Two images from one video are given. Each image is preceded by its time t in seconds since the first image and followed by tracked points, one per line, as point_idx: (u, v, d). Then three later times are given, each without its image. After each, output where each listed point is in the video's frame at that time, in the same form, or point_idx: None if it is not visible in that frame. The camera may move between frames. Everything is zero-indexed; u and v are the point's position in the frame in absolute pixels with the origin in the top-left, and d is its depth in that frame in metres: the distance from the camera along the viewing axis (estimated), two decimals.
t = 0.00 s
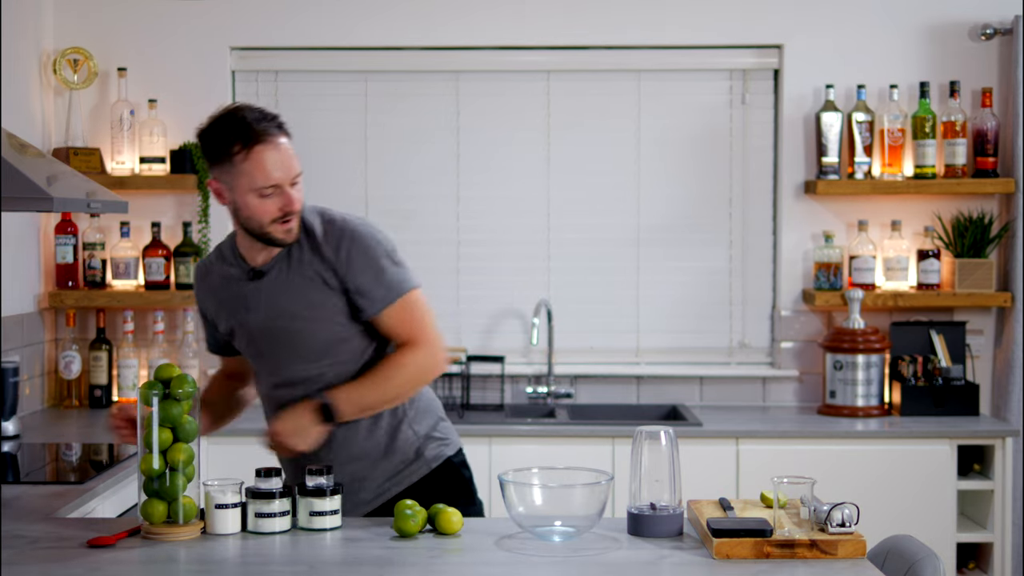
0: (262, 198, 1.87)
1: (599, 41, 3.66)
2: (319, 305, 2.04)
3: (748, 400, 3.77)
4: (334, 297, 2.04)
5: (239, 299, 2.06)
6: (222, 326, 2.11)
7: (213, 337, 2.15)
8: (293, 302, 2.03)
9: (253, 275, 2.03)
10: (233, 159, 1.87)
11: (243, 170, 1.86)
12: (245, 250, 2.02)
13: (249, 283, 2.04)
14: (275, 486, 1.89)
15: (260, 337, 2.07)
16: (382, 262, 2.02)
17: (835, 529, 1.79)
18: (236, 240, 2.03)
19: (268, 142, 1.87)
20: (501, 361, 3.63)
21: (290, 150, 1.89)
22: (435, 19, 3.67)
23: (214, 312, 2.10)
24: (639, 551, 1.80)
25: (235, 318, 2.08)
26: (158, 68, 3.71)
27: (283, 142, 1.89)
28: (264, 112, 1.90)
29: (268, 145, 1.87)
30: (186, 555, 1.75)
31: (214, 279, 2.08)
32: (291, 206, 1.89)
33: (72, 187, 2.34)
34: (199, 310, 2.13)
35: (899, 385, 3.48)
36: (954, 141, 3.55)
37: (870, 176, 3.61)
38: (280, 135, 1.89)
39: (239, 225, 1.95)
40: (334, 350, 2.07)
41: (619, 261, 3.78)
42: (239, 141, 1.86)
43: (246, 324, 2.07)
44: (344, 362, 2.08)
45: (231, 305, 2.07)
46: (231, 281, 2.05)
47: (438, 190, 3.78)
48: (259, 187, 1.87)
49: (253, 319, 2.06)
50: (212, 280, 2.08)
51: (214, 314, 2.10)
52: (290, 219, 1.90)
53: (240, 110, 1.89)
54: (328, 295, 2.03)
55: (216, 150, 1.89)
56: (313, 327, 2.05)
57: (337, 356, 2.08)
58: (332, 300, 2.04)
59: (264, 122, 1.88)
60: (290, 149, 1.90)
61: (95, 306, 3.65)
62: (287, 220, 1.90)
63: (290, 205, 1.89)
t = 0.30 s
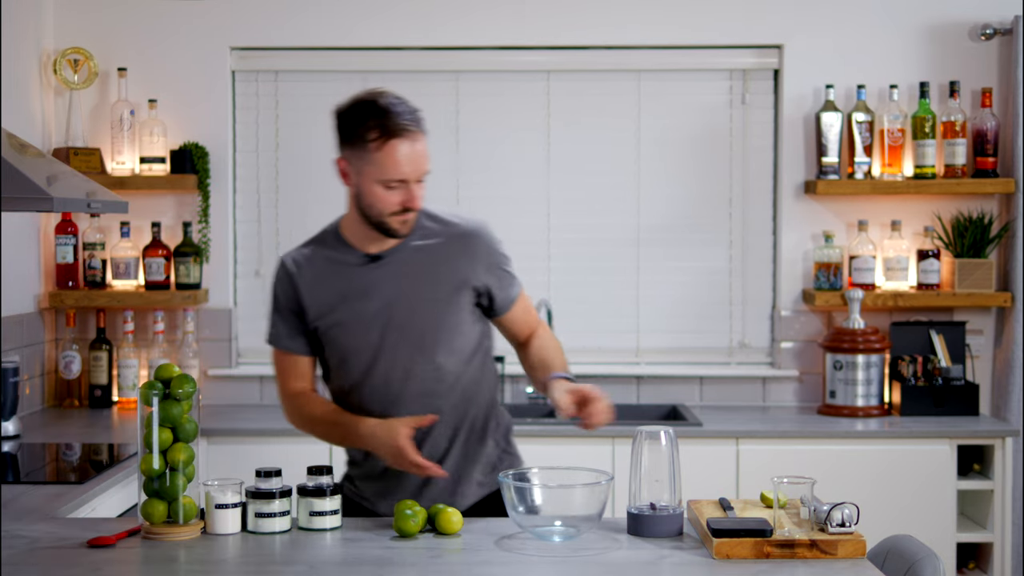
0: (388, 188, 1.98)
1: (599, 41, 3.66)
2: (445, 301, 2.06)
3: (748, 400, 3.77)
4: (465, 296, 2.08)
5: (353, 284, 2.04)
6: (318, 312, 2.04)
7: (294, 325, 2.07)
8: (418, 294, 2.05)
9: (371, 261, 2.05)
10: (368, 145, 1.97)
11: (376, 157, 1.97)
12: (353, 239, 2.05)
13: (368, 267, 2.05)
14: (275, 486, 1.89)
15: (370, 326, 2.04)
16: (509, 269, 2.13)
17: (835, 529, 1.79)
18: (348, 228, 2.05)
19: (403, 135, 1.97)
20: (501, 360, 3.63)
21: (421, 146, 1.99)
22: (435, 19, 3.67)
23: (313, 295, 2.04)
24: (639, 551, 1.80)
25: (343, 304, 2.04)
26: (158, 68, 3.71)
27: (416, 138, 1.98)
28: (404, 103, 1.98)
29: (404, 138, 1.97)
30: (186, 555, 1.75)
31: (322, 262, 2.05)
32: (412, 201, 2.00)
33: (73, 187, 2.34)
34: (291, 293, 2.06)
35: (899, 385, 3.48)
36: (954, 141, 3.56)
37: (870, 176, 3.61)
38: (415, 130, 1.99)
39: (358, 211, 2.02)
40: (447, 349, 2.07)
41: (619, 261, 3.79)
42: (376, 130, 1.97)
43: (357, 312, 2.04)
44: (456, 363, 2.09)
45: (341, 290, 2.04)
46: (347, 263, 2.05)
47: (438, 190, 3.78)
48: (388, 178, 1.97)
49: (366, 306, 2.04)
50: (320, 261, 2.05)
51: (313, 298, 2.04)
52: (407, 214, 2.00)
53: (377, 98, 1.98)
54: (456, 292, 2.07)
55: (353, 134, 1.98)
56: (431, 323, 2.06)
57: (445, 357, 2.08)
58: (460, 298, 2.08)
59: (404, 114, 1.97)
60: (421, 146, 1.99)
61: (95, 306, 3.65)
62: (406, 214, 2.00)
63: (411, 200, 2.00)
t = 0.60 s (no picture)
0: (502, 168, 1.98)
1: (599, 41, 3.66)
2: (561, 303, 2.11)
3: (748, 400, 3.77)
4: (579, 300, 2.12)
5: (477, 271, 2.08)
6: (436, 293, 2.08)
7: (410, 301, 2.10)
8: (536, 292, 2.09)
9: (498, 251, 2.09)
10: (486, 122, 1.99)
11: (492, 135, 1.98)
12: (478, 223, 2.10)
13: (495, 258, 2.09)
14: (274, 486, 1.89)
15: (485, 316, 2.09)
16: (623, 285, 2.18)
17: (836, 529, 1.79)
18: (475, 214, 2.10)
19: (523, 114, 1.97)
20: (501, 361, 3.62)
21: (545, 129, 1.98)
22: (435, 18, 3.67)
23: (436, 276, 2.08)
24: (640, 551, 1.80)
25: (461, 290, 2.08)
26: (158, 68, 3.71)
27: (537, 119, 1.97)
28: (536, 86, 2.00)
29: (522, 118, 1.96)
30: (186, 555, 1.75)
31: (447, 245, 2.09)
32: (518, 183, 1.97)
33: (73, 187, 2.34)
34: (416, 269, 2.08)
35: (899, 385, 3.48)
36: (954, 141, 3.55)
37: (870, 175, 3.61)
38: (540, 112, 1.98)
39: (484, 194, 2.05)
40: (558, 349, 2.11)
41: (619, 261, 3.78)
42: (495, 109, 1.97)
43: (478, 301, 2.08)
44: (565, 363, 2.13)
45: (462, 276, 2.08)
46: (474, 250, 2.08)
47: (437, 190, 3.78)
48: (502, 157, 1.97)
49: (486, 296, 2.08)
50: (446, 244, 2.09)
51: (434, 279, 2.08)
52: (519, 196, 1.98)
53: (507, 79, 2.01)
54: (572, 296, 2.12)
55: (477, 112, 2.00)
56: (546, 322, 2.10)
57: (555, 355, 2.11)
58: (574, 303, 2.12)
59: (528, 95, 1.98)
60: (543, 128, 1.98)
61: (95, 306, 3.65)
62: (518, 196, 1.98)
63: (517, 181, 1.97)
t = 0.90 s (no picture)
0: (542, 164, 1.92)
1: (599, 41, 3.66)
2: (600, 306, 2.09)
3: (748, 400, 3.77)
4: (621, 305, 2.10)
5: (519, 264, 2.08)
6: (475, 278, 2.08)
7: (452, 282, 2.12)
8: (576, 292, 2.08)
9: (544, 247, 2.08)
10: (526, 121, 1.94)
11: (532, 130, 1.93)
12: (531, 219, 2.09)
13: (539, 253, 2.08)
14: (274, 486, 1.89)
15: (522, 309, 2.08)
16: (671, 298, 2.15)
17: (835, 529, 1.79)
18: (527, 208, 2.09)
19: (563, 109, 1.91)
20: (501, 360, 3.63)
21: (587, 125, 1.92)
22: (435, 19, 3.67)
23: (478, 262, 2.08)
24: (640, 551, 1.80)
25: (500, 279, 2.08)
26: (158, 69, 3.71)
27: (579, 114, 1.91)
28: (582, 83, 1.95)
29: (562, 113, 1.91)
30: (186, 555, 1.75)
31: (493, 233, 2.09)
32: (556, 181, 1.90)
33: (73, 187, 2.34)
34: (458, 250, 2.10)
35: (899, 385, 3.48)
36: (954, 141, 3.55)
37: (870, 175, 3.61)
38: (582, 108, 1.92)
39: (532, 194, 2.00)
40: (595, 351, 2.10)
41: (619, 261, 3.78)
42: (535, 107, 1.93)
43: (516, 291, 2.08)
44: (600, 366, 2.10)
45: (504, 267, 2.08)
46: (519, 241, 2.08)
47: (437, 190, 3.78)
48: (540, 152, 1.91)
49: (524, 289, 2.08)
50: (494, 232, 2.09)
51: (475, 265, 2.08)
52: (558, 192, 1.90)
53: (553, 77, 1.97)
54: (613, 300, 2.10)
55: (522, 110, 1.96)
56: (583, 322, 2.09)
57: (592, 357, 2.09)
58: (615, 308, 2.10)
59: (570, 90, 1.92)
60: (584, 124, 1.91)
61: (95, 306, 3.65)
62: (556, 193, 1.91)
63: (555, 179, 1.90)
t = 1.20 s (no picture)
0: (543, 168, 1.92)
1: (599, 41, 3.66)
2: (603, 305, 2.08)
3: (748, 400, 3.77)
4: (625, 306, 2.10)
5: (523, 264, 2.08)
6: (479, 278, 2.09)
7: (456, 283, 2.14)
8: (580, 291, 2.08)
9: (549, 246, 2.08)
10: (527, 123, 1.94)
11: (532, 134, 1.92)
12: (536, 219, 2.09)
13: (543, 253, 2.09)
14: (274, 486, 1.89)
15: (526, 308, 2.08)
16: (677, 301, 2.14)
17: (836, 529, 1.79)
18: (533, 209, 2.10)
19: (563, 113, 1.90)
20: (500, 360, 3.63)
21: (587, 128, 1.90)
22: (435, 18, 3.67)
23: (482, 261, 2.09)
24: (640, 551, 1.80)
25: (504, 278, 2.08)
26: (158, 69, 3.71)
27: (579, 118, 1.90)
28: (583, 84, 1.93)
29: (561, 117, 1.89)
30: (186, 555, 1.74)
31: (499, 233, 2.10)
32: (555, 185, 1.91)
33: (73, 187, 2.34)
34: (462, 251, 2.13)
35: (899, 385, 3.48)
36: (954, 141, 3.55)
37: (870, 175, 3.61)
38: (582, 111, 1.91)
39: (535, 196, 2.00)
40: (599, 351, 2.09)
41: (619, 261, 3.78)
42: (536, 110, 1.92)
43: (519, 291, 2.08)
44: (604, 367, 2.10)
45: (508, 266, 2.09)
46: (523, 241, 2.09)
47: (436, 190, 3.78)
48: (540, 156, 1.91)
49: (528, 288, 2.08)
50: (499, 232, 2.10)
51: (479, 265, 2.09)
52: (558, 197, 1.91)
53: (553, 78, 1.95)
54: (617, 301, 2.09)
55: (523, 111, 1.95)
56: (587, 324, 2.08)
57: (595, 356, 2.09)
58: (619, 309, 2.09)
59: (570, 93, 1.91)
60: (585, 127, 1.90)
61: (95, 306, 3.64)
62: (557, 197, 1.91)
63: (554, 183, 1.91)
